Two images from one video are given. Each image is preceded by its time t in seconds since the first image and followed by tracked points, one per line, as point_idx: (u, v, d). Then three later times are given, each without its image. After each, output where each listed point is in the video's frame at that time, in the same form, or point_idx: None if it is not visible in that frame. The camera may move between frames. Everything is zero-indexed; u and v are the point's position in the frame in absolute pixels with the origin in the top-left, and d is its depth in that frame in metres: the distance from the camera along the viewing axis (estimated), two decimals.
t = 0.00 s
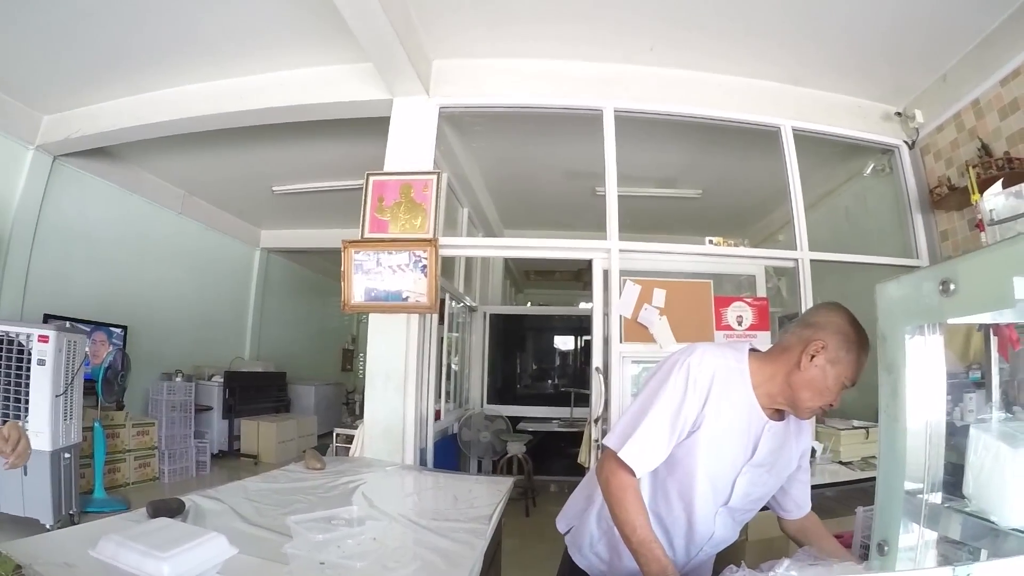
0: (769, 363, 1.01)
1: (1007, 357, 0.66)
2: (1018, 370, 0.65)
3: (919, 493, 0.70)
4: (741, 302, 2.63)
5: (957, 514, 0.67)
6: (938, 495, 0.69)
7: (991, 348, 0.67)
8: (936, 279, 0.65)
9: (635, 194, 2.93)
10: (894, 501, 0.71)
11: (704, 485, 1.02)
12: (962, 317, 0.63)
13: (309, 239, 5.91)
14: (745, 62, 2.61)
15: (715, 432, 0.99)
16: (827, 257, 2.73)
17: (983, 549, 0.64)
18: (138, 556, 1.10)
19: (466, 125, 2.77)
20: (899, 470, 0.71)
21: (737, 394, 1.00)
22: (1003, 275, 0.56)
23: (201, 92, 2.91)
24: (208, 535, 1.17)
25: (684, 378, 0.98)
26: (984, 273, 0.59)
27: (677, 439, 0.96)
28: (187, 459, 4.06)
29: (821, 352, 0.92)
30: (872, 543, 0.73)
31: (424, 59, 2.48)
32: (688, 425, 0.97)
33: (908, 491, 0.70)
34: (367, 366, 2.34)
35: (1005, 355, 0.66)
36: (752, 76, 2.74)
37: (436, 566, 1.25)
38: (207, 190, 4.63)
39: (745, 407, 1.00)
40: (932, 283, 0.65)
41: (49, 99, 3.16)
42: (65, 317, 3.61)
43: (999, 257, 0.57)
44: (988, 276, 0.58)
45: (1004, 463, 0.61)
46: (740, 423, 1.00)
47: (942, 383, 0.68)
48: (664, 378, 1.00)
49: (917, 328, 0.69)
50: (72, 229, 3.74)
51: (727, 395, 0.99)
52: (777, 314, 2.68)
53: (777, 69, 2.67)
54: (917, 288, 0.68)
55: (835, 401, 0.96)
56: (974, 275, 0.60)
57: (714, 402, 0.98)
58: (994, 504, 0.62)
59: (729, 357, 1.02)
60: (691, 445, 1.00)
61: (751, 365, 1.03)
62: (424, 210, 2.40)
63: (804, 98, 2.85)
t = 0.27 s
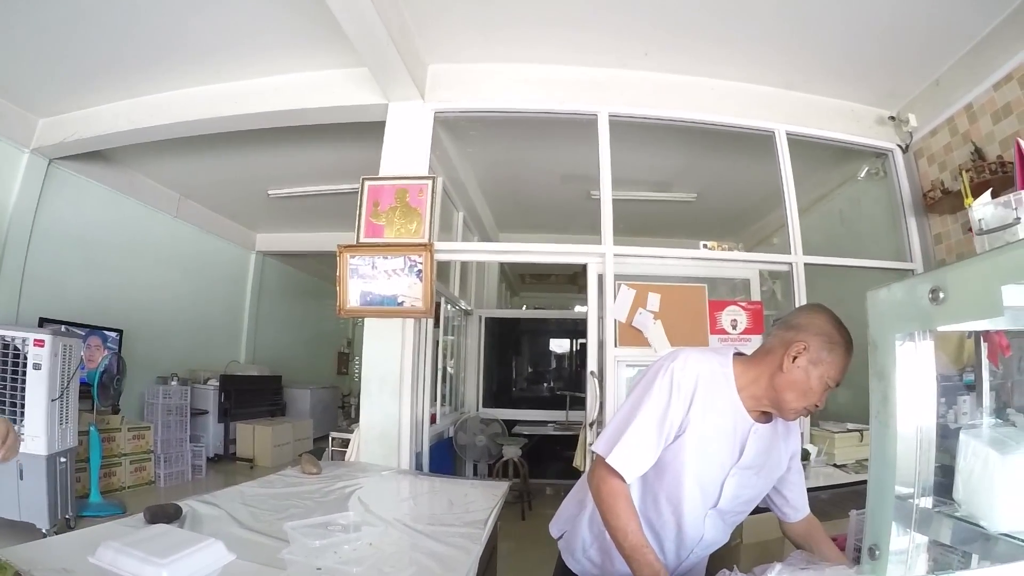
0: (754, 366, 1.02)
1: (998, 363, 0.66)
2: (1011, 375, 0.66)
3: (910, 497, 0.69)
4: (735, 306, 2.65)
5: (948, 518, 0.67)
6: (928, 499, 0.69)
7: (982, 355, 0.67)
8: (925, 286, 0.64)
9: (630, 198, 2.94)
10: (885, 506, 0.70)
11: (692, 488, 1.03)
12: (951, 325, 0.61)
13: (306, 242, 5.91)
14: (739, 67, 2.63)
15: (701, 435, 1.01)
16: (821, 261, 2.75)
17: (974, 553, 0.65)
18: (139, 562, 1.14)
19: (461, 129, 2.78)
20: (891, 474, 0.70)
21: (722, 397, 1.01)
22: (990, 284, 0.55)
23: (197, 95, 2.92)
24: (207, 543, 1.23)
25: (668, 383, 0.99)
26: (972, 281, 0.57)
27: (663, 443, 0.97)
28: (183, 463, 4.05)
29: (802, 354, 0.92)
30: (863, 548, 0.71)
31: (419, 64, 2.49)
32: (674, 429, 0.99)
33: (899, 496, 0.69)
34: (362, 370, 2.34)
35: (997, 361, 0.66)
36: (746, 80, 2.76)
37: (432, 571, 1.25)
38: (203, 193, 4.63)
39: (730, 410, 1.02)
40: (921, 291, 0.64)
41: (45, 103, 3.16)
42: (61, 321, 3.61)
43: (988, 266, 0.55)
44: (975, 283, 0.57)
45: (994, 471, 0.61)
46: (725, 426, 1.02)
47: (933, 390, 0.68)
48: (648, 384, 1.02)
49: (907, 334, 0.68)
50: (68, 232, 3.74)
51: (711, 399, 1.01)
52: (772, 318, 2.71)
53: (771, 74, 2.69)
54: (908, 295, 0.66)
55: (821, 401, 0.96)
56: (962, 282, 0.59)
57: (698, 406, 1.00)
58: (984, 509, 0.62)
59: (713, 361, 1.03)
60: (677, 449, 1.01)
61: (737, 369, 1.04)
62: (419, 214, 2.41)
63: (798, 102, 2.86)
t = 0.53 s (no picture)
0: (744, 362, 1.02)
1: (995, 362, 0.65)
2: (1009, 374, 0.65)
3: (909, 496, 0.69)
4: (734, 305, 2.65)
5: (947, 517, 0.67)
6: (927, 498, 0.69)
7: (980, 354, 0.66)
8: (924, 285, 0.64)
9: (628, 198, 2.95)
10: (884, 505, 0.70)
11: (686, 486, 1.03)
12: (949, 324, 0.62)
13: (305, 242, 5.91)
14: (736, 67, 2.64)
15: (693, 433, 1.01)
16: (820, 260, 2.75)
17: (973, 552, 0.64)
18: (137, 562, 1.14)
19: (459, 129, 2.78)
20: (889, 474, 0.70)
21: (714, 394, 1.02)
22: (988, 282, 0.56)
23: (196, 95, 2.91)
24: (205, 543, 1.23)
25: (659, 381, 1.00)
26: (970, 280, 0.58)
27: (656, 442, 0.97)
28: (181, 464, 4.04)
29: (793, 348, 0.93)
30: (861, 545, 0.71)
31: (418, 64, 2.50)
32: (666, 427, 0.99)
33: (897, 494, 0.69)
34: (361, 370, 2.34)
35: (994, 360, 0.65)
36: (744, 80, 2.76)
37: (430, 571, 1.25)
38: (202, 193, 4.62)
39: (723, 407, 1.02)
40: (920, 290, 0.65)
41: (44, 103, 3.15)
42: (59, 321, 3.60)
43: (985, 265, 0.56)
44: (972, 283, 0.57)
45: (992, 471, 0.61)
46: (718, 423, 1.02)
47: (931, 389, 0.68)
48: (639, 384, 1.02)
49: (906, 333, 0.68)
50: (66, 232, 3.73)
51: (703, 397, 1.01)
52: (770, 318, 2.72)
53: (769, 74, 2.69)
54: (907, 294, 0.67)
55: (813, 395, 0.96)
56: (959, 281, 0.59)
57: (690, 404, 1.00)
58: (981, 508, 0.62)
59: (704, 359, 1.04)
60: (671, 448, 1.02)
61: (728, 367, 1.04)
62: (417, 214, 2.41)
63: (796, 102, 2.86)
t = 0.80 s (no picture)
0: (726, 353, 1.03)
1: (994, 362, 0.65)
2: (1008, 375, 0.65)
3: (907, 496, 0.69)
4: (733, 306, 2.66)
5: (946, 517, 0.67)
6: (926, 498, 0.69)
7: (979, 354, 0.67)
8: (922, 285, 0.64)
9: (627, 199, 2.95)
10: (881, 505, 0.70)
11: (678, 482, 1.02)
12: (947, 324, 0.62)
13: (304, 242, 5.91)
14: (735, 68, 2.64)
15: (681, 429, 1.01)
16: (818, 261, 2.75)
17: (971, 553, 0.63)
18: (133, 561, 1.14)
19: (458, 130, 2.78)
20: (887, 474, 0.70)
21: (700, 390, 1.02)
22: (988, 282, 0.55)
23: (194, 95, 2.91)
24: (202, 544, 1.23)
25: (643, 380, 1.00)
26: (969, 281, 0.57)
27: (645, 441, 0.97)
28: (180, 465, 4.04)
29: (765, 333, 0.94)
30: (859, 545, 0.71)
31: (417, 64, 2.50)
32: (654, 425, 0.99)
33: (896, 495, 0.69)
34: (360, 371, 2.34)
35: (992, 360, 0.65)
36: (743, 81, 2.76)
37: (429, 571, 1.25)
38: (201, 194, 4.62)
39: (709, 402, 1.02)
40: (918, 290, 0.65)
41: (43, 103, 3.15)
42: (58, 321, 3.60)
43: (983, 265, 0.55)
44: (971, 282, 0.57)
45: (990, 470, 0.61)
46: (706, 417, 1.02)
47: (929, 389, 0.68)
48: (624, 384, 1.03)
49: (904, 333, 0.68)
50: (65, 232, 3.73)
51: (689, 392, 1.01)
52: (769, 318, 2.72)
53: (768, 74, 2.69)
54: (904, 294, 0.66)
55: (795, 379, 0.96)
56: (958, 281, 0.59)
57: (675, 400, 1.00)
58: (980, 508, 0.62)
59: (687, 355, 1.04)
60: (660, 445, 1.02)
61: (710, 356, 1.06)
62: (416, 215, 2.41)
63: (795, 103, 2.87)
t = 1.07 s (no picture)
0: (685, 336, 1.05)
1: (992, 363, 0.65)
2: (1005, 376, 0.65)
3: (906, 497, 0.69)
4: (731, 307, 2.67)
5: (945, 518, 0.67)
6: (925, 499, 0.68)
7: (976, 355, 0.66)
8: (921, 285, 0.63)
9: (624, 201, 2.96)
10: (881, 506, 0.70)
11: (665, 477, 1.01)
12: (946, 325, 0.61)
13: (301, 243, 5.91)
14: (732, 69, 2.64)
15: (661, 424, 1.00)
16: (815, 262, 2.76)
17: (970, 553, 0.64)
18: (130, 564, 1.14)
19: (456, 131, 2.78)
20: (886, 476, 0.69)
21: (672, 384, 1.02)
22: (986, 284, 0.54)
23: (192, 96, 2.91)
24: (198, 547, 1.22)
25: (613, 381, 1.01)
26: (967, 282, 0.56)
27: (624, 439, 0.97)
28: (177, 466, 4.02)
29: (694, 300, 0.98)
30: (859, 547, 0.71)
31: (414, 65, 2.50)
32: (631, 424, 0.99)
33: (895, 496, 0.68)
34: (357, 372, 2.33)
35: (990, 360, 0.65)
36: (741, 82, 2.76)
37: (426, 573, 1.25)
38: (198, 194, 4.61)
39: (683, 393, 1.02)
40: (916, 291, 0.63)
41: (40, 103, 3.14)
42: (55, 322, 3.59)
43: (983, 266, 0.55)
44: (969, 283, 0.56)
45: (990, 471, 0.61)
46: (683, 409, 1.01)
47: (928, 391, 0.67)
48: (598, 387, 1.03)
49: (902, 334, 0.67)
50: (62, 233, 3.72)
51: (662, 383, 1.01)
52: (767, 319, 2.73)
53: (765, 76, 2.70)
54: (903, 295, 0.65)
55: (748, 350, 0.93)
56: (958, 282, 0.58)
57: (649, 396, 1.00)
58: (979, 509, 0.62)
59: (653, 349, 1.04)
60: (643, 443, 1.01)
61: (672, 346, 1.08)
62: (414, 216, 2.41)
63: (792, 104, 2.87)
